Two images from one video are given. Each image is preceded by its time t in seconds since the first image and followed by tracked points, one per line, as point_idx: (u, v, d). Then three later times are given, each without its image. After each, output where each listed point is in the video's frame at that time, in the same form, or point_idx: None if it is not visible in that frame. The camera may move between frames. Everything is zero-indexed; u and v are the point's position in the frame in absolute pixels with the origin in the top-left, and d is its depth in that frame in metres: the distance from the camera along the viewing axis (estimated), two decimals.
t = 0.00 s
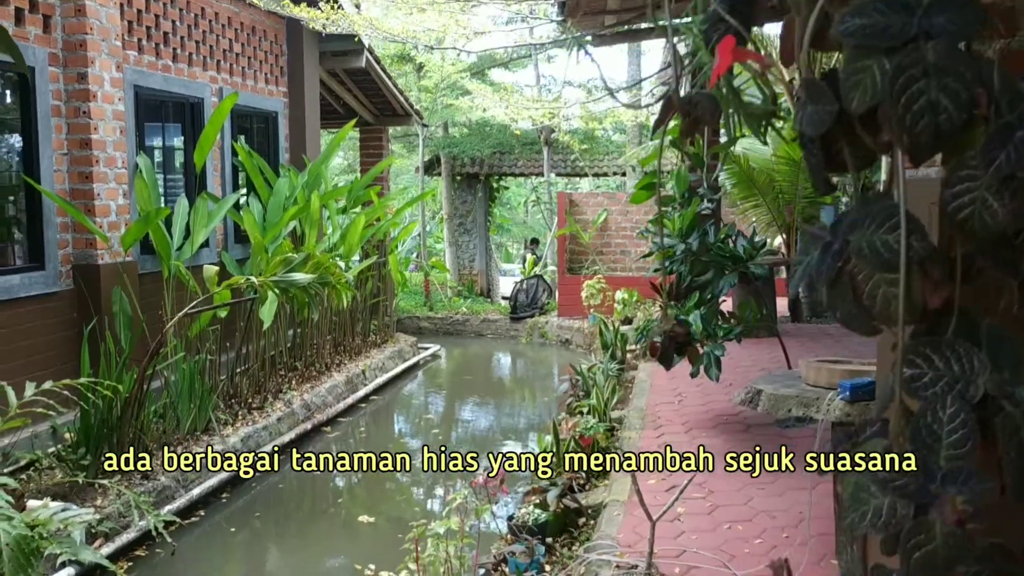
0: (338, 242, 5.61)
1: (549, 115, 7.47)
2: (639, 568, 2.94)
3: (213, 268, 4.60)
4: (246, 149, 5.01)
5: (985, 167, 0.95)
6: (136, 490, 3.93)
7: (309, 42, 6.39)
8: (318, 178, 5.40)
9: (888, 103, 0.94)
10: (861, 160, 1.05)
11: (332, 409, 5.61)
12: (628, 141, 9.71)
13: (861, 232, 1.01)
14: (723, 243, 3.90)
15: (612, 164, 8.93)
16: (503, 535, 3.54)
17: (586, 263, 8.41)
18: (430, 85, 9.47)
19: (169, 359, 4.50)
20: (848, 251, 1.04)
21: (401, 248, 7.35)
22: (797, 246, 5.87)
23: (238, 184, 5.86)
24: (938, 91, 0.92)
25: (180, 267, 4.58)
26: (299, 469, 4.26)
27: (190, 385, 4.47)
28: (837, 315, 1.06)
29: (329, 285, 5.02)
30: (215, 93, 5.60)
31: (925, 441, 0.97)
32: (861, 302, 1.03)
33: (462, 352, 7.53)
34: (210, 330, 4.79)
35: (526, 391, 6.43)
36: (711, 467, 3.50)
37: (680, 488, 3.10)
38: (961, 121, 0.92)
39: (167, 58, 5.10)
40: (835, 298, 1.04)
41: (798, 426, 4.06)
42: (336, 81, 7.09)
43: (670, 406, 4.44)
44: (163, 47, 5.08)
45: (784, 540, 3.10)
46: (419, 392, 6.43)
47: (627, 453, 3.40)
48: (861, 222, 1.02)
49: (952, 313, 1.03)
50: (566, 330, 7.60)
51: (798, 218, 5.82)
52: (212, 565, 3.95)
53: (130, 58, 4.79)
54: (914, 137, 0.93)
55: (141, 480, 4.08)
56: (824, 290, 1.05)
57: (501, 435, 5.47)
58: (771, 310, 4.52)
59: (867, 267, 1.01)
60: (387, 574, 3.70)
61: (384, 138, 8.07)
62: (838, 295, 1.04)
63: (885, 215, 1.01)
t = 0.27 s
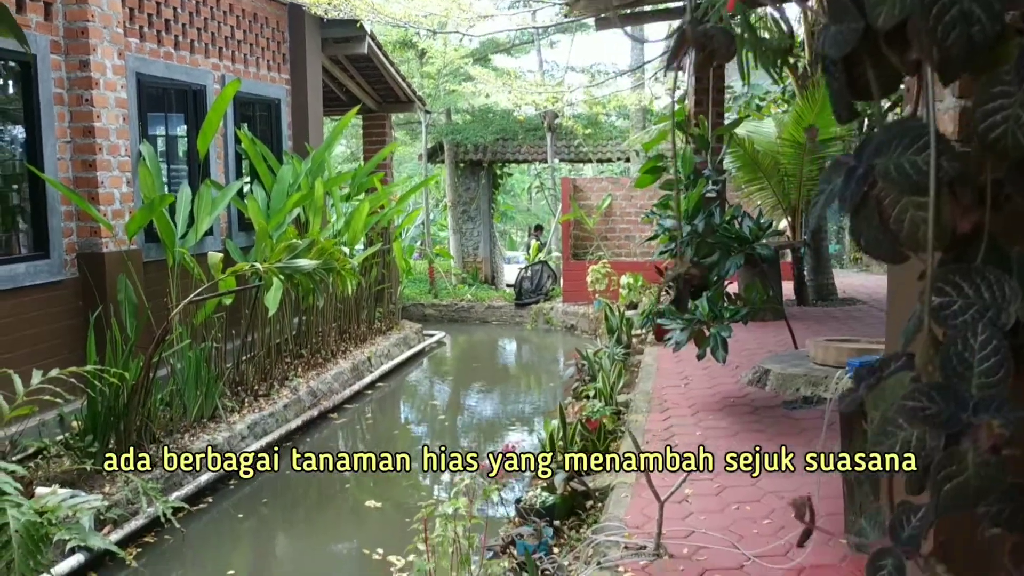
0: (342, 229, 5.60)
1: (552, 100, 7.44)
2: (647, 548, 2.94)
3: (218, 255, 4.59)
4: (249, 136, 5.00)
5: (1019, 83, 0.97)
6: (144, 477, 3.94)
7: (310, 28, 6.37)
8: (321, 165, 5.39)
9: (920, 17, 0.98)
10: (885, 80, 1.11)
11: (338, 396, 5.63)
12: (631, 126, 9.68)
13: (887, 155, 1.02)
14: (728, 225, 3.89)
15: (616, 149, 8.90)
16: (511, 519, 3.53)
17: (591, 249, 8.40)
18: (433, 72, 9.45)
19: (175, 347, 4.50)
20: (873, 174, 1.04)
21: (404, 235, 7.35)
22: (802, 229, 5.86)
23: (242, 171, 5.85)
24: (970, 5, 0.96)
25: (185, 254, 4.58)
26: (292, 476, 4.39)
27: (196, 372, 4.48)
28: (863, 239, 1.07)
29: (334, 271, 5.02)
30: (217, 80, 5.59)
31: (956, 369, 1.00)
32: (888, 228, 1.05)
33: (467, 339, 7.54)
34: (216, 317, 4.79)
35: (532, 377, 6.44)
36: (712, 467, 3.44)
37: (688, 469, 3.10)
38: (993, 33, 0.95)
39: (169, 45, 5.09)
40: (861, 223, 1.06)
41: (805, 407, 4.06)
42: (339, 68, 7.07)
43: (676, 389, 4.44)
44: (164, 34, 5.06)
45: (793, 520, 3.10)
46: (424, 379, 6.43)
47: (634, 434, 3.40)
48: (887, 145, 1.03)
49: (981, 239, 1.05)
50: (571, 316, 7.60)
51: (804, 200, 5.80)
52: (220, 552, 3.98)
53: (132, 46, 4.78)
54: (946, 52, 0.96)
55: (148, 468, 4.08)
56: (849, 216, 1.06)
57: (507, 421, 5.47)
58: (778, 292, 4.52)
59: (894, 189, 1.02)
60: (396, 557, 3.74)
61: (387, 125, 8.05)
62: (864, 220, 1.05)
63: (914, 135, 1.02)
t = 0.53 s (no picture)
0: (348, 215, 5.60)
1: (557, 85, 7.42)
2: (657, 529, 2.95)
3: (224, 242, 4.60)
4: (254, 123, 4.99)
5: None
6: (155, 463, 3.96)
7: (313, 15, 6.35)
8: (326, 151, 5.39)
9: None
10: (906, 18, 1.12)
11: (346, 382, 5.66)
12: (636, 111, 9.65)
13: (912, 86, 1.02)
14: (735, 207, 3.91)
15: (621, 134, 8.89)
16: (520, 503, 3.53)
17: (596, 234, 8.40)
18: (436, 58, 9.43)
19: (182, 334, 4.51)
20: (897, 107, 1.04)
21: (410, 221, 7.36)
22: (808, 211, 5.85)
23: (247, 159, 5.86)
24: None
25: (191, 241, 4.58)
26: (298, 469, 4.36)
27: (204, 359, 4.50)
28: (888, 172, 1.09)
29: (340, 257, 5.03)
30: (221, 67, 5.59)
31: (984, 303, 1.00)
32: (913, 161, 1.05)
33: (474, 325, 7.56)
34: (223, 304, 4.80)
35: (538, 361, 6.45)
36: (713, 465, 3.39)
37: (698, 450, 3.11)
38: None
39: (173, 33, 5.08)
40: (884, 157, 1.07)
41: (813, 388, 4.06)
42: (343, 55, 7.06)
43: (684, 371, 4.44)
44: (168, 21, 5.06)
45: (802, 499, 3.11)
46: (431, 364, 6.45)
47: (643, 416, 3.40)
48: (911, 77, 1.03)
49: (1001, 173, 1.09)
50: (578, 301, 7.62)
51: (810, 182, 5.79)
52: (229, 544, 3.97)
53: (136, 33, 4.77)
54: None
55: (158, 454, 4.10)
56: (871, 150, 1.07)
57: (515, 406, 5.48)
58: (785, 273, 4.51)
59: (919, 120, 1.02)
60: (406, 541, 3.77)
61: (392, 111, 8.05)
62: (887, 154, 1.06)
63: (940, 65, 1.01)
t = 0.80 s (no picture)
0: (350, 203, 5.59)
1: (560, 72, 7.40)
2: (662, 512, 2.95)
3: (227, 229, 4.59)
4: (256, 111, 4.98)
5: None
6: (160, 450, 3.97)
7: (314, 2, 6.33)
8: (328, 139, 5.37)
9: None
10: None
11: (350, 369, 5.67)
12: (638, 98, 9.63)
13: (933, 14, 1.01)
14: (740, 190, 3.91)
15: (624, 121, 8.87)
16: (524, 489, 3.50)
17: (600, 221, 8.39)
18: (438, 45, 9.41)
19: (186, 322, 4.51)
20: (919, 36, 1.03)
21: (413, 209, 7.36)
22: (811, 197, 5.84)
23: (249, 147, 5.85)
24: None
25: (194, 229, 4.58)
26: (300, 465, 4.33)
27: (208, 346, 4.51)
28: (907, 104, 1.07)
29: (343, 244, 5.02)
30: (223, 55, 5.58)
31: (1009, 231, 0.97)
32: (934, 88, 1.03)
33: (477, 313, 7.56)
34: (226, 292, 4.80)
35: (541, 348, 6.47)
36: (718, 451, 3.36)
37: (703, 433, 3.11)
38: None
39: (174, 20, 5.07)
40: (907, 87, 1.05)
41: (817, 372, 4.07)
42: (344, 43, 7.04)
43: (688, 356, 4.44)
44: (169, 9, 5.04)
45: (807, 482, 3.11)
46: (434, 352, 6.47)
47: (648, 400, 3.40)
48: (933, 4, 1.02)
49: None
50: (581, 288, 7.63)
51: (814, 168, 5.77)
52: (234, 531, 3.97)
53: (137, 21, 4.76)
54: None
55: (163, 441, 4.11)
56: (894, 81, 1.06)
57: (519, 394, 5.48)
58: (789, 258, 4.51)
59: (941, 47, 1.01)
60: (411, 526, 3.79)
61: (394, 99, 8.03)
62: (908, 83, 1.05)
63: None
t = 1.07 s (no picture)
0: (349, 196, 5.57)
1: (560, 64, 7.39)
2: (664, 501, 2.95)
3: (226, 221, 4.57)
4: (254, 103, 4.96)
5: None
6: (160, 442, 3.97)
7: None
8: (327, 131, 5.35)
9: None
10: None
11: (349, 362, 5.68)
12: (637, 91, 9.63)
13: None
14: (740, 179, 3.93)
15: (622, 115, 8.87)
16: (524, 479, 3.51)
17: (599, 214, 8.39)
18: (437, 38, 9.40)
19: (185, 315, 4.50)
20: None
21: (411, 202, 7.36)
22: (811, 188, 5.85)
23: (248, 140, 5.84)
24: None
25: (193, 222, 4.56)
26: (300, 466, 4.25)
27: (208, 339, 4.50)
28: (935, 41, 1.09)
29: (342, 236, 5.01)
30: (221, 47, 5.57)
31: None
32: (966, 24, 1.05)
33: (476, 306, 7.58)
34: (226, 285, 4.80)
35: (541, 341, 6.48)
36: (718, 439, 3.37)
37: (704, 422, 3.11)
38: None
39: (172, 13, 5.07)
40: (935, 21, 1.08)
41: (818, 362, 4.07)
42: (343, 36, 7.03)
43: (688, 347, 4.44)
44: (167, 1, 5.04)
45: (809, 471, 3.11)
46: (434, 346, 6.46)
47: (649, 389, 3.40)
48: None
49: None
50: (581, 281, 7.65)
51: (814, 160, 5.77)
52: (234, 522, 3.96)
53: (135, 12, 4.76)
54: None
55: (163, 433, 4.10)
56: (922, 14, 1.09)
57: (519, 387, 5.47)
58: (790, 249, 4.51)
59: None
60: (412, 517, 3.80)
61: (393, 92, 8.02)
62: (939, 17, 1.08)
63: None
